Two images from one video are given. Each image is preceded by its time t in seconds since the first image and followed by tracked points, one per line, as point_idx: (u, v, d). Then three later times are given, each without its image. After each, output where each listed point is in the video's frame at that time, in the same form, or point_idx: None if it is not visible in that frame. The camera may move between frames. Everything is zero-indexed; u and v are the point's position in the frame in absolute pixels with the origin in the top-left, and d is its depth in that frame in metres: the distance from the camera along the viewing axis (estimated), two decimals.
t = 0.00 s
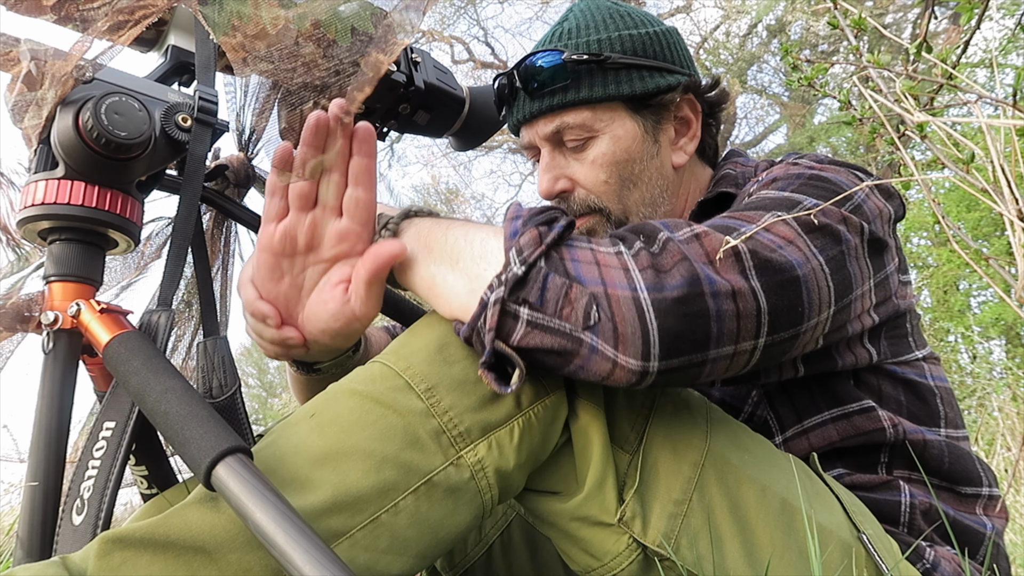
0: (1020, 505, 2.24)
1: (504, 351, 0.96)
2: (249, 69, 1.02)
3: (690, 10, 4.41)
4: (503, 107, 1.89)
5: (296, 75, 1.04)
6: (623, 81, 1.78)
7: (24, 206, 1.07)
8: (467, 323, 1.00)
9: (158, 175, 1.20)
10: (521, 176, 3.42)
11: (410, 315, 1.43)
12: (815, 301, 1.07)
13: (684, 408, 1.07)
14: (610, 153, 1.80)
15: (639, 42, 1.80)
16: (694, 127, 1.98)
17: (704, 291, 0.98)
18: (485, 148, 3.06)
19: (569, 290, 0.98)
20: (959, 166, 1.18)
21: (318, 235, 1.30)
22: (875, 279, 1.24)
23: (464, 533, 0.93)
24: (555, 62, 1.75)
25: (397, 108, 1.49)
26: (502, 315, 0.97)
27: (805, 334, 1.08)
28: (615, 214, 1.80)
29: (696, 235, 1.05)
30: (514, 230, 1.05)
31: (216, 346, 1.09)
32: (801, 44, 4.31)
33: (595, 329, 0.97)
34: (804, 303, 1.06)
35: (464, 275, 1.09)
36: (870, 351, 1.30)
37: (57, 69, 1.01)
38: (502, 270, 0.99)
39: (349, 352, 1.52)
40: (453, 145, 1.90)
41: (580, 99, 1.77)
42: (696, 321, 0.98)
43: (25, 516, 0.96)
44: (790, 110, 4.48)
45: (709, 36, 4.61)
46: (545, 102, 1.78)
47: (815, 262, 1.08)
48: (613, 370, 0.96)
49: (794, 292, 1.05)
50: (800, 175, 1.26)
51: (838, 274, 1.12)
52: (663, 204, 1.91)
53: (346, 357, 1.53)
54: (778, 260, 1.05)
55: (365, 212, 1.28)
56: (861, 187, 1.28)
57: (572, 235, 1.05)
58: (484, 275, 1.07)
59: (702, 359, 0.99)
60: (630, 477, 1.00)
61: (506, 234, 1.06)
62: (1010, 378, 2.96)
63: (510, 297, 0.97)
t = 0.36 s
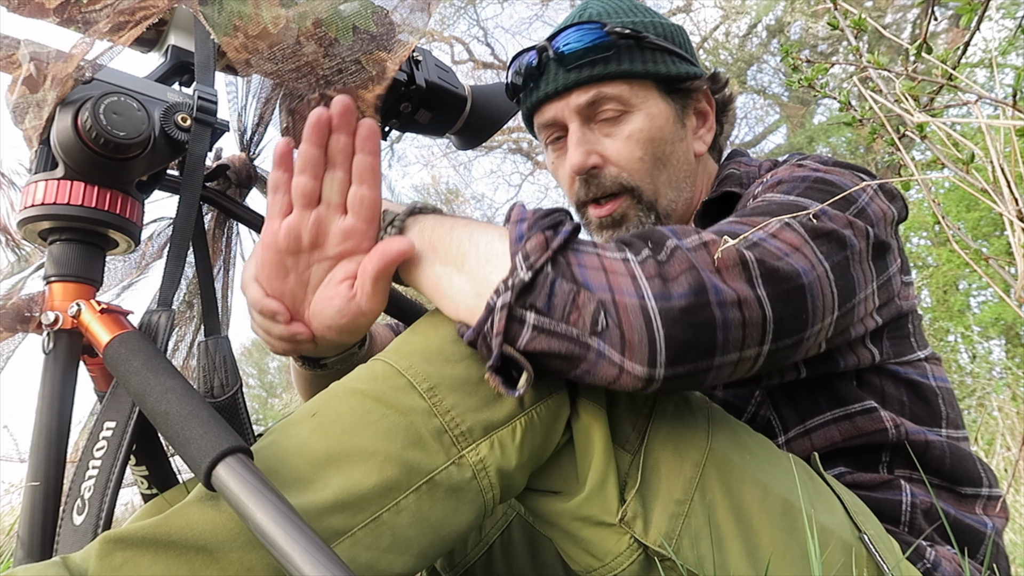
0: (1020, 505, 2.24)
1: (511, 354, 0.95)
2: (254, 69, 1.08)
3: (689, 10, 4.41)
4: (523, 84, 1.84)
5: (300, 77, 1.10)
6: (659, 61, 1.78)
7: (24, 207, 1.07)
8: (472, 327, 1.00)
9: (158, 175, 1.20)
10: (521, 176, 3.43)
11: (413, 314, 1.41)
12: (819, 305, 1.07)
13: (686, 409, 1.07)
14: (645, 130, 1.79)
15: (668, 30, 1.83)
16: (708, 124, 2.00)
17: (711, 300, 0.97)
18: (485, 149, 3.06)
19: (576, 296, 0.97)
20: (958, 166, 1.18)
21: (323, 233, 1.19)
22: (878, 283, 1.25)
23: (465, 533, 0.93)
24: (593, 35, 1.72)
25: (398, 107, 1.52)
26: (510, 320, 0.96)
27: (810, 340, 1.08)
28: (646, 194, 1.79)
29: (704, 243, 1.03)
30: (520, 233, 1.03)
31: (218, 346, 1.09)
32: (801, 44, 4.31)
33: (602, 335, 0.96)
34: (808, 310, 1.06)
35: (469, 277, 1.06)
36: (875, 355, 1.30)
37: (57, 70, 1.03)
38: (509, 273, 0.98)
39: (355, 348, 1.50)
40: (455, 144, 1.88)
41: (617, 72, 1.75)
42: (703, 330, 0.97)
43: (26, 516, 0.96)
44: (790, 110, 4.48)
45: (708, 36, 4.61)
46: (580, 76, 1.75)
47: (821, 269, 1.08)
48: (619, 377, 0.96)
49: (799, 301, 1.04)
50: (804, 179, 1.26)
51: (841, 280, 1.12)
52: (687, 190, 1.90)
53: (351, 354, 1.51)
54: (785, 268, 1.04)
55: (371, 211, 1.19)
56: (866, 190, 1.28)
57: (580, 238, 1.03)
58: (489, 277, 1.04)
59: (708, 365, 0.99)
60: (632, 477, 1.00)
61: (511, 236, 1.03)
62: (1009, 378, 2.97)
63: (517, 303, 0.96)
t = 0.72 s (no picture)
0: (1020, 505, 2.24)
1: (503, 346, 0.97)
2: (249, 67, 1.13)
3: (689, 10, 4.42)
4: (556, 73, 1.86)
5: (293, 73, 1.16)
6: (685, 55, 1.87)
7: (24, 207, 1.07)
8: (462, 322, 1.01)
9: (158, 175, 1.20)
10: (521, 176, 3.43)
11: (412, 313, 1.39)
12: (812, 293, 1.06)
13: (681, 407, 1.07)
14: (673, 121, 1.83)
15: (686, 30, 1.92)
16: (719, 123, 2.03)
17: (695, 280, 0.98)
18: (485, 149, 3.06)
19: (561, 281, 0.98)
20: (958, 166, 1.18)
21: (295, 219, 1.29)
22: (876, 277, 1.24)
23: (462, 531, 0.93)
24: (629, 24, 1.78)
25: (397, 107, 1.52)
26: (499, 311, 0.98)
27: (803, 327, 1.07)
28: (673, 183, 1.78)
29: (689, 228, 1.06)
30: (505, 226, 1.05)
31: (217, 346, 1.09)
32: (801, 44, 4.31)
33: (589, 318, 0.97)
34: (800, 295, 1.05)
35: (458, 272, 1.08)
36: (874, 353, 1.31)
37: (57, 69, 1.05)
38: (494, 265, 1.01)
39: (343, 349, 1.53)
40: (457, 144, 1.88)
41: (649, 62, 1.82)
42: (689, 310, 0.97)
43: (26, 517, 0.96)
44: (790, 109, 4.48)
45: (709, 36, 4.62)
46: (614, 62, 1.79)
47: (812, 256, 1.08)
48: (607, 361, 0.97)
49: (789, 284, 1.04)
50: (801, 173, 1.26)
51: (836, 269, 1.11)
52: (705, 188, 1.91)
53: (339, 354, 1.53)
54: (773, 253, 1.04)
55: (338, 193, 1.28)
56: (863, 186, 1.28)
57: (562, 228, 1.06)
58: (479, 269, 1.05)
59: (696, 347, 0.99)
60: (626, 476, 1.00)
61: (496, 231, 1.06)
62: (1009, 378, 2.97)
63: (503, 291, 0.98)
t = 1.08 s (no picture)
0: (1021, 505, 2.24)
1: (502, 353, 0.96)
2: (249, 68, 1.13)
3: (689, 10, 4.42)
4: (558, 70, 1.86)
5: (295, 75, 1.16)
6: (686, 54, 1.87)
7: (24, 207, 1.07)
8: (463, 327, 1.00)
9: (158, 175, 1.20)
10: (521, 175, 3.43)
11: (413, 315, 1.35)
12: (814, 297, 1.07)
13: (681, 408, 1.07)
14: (676, 119, 1.83)
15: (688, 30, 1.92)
16: (719, 123, 2.04)
17: (699, 287, 0.98)
18: (485, 149, 3.06)
19: (564, 289, 0.98)
20: (958, 166, 1.17)
21: (286, 232, 1.34)
22: (878, 278, 1.24)
23: (463, 532, 0.93)
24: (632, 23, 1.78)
25: (397, 107, 1.52)
26: (500, 318, 0.97)
27: (805, 331, 1.07)
28: (676, 180, 1.79)
29: (693, 233, 1.06)
30: (505, 232, 1.04)
31: (217, 346, 1.09)
32: (801, 44, 4.31)
33: (592, 325, 0.97)
34: (802, 300, 1.05)
35: (457, 278, 1.07)
36: (875, 354, 1.31)
37: (56, 69, 1.04)
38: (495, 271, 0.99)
39: (346, 352, 1.53)
40: (454, 142, 1.87)
41: (652, 60, 1.82)
42: (692, 316, 0.98)
43: (25, 517, 0.96)
44: (790, 109, 4.48)
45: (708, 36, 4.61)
46: (617, 61, 1.79)
47: (815, 260, 1.08)
48: (610, 367, 0.97)
49: (791, 289, 1.04)
50: (804, 174, 1.26)
51: (839, 272, 1.11)
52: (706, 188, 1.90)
53: (342, 357, 1.53)
54: (776, 258, 1.04)
55: (326, 202, 1.30)
56: (865, 186, 1.28)
57: (563, 236, 1.06)
58: (480, 275, 1.04)
59: (699, 353, 0.99)
60: (626, 476, 1.00)
61: (497, 235, 1.05)
62: (1010, 378, 2.97)
63: (506, 300, 0.97)
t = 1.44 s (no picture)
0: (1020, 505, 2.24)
1: (499, 414, 0.91)
2: (248, 67, 1.14)
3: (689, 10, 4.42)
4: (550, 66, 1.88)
5: (295, 74, 1.19)
6: (683, 56, 1.85)
7: (24, 207, 1.07)
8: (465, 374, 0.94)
9: (158, 175, 1.20)
10: (522, 175, 3.43)
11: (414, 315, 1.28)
12: (815, 326, 1.06)
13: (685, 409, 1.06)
14: (665, 118, 1.82)
15: (688, 32, 1.91)
16: (719, 125, 2.02)
17: (704, 337, 0.96)
18: (485, 148, 3.05)
19: (569, 361, 0.92)
20: (959, 166, 1.17)
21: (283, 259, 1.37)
22: (879, 291, 1.24)
23: (465, 538, 0.93)
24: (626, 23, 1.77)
25: (398, 107, 1.52)
26: (496, 389, 0.91)
27: (805, 361, 1.07)
28: (661, 180, 1.78)
29: (705, 268, 0.99)
30: (495, 294, 0.92)
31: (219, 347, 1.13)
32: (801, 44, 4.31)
33: (600, 390, 0.93)
34: (803, 332, 1.05)
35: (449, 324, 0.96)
36: (875, 356, 1.31)
37: (57, 69, 1.04)
38: (488, 350, 0.90)
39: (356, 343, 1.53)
40: (454, 142, 1.87)
41: (645, 60, 1.81)
42: (699, 367, 0.96)
43: (26, 517, 0.96)
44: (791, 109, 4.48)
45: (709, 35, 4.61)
46: (608, 60, 1.79)
47: (818, 290, 1.07)
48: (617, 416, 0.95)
49: (793, 323, 1.03)
50: (807, 187, 1.27)
51: (841, 296, 1.11)
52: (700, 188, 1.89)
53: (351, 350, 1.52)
54: (782, 289, 1.03)
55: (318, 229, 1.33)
56: (868, 197, 1.28)
57: (558, 283, 0.96)
58: (469, 344, 0.94)
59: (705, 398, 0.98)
60: (630, 478, 1.00)
61: (485, 295, 0.93)
62: (1009, 378, 2.97)
63: (504, 377, 0.90)
